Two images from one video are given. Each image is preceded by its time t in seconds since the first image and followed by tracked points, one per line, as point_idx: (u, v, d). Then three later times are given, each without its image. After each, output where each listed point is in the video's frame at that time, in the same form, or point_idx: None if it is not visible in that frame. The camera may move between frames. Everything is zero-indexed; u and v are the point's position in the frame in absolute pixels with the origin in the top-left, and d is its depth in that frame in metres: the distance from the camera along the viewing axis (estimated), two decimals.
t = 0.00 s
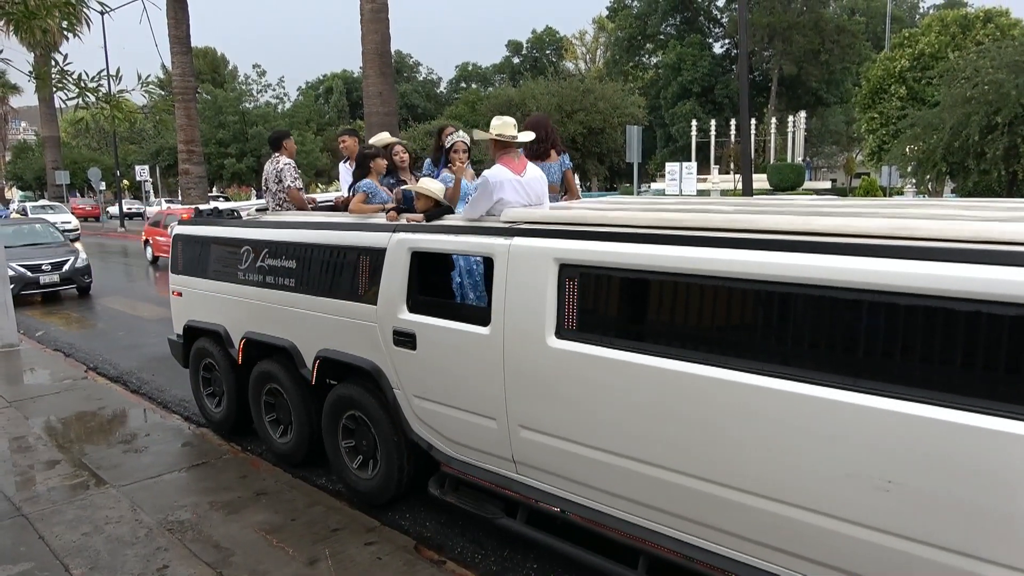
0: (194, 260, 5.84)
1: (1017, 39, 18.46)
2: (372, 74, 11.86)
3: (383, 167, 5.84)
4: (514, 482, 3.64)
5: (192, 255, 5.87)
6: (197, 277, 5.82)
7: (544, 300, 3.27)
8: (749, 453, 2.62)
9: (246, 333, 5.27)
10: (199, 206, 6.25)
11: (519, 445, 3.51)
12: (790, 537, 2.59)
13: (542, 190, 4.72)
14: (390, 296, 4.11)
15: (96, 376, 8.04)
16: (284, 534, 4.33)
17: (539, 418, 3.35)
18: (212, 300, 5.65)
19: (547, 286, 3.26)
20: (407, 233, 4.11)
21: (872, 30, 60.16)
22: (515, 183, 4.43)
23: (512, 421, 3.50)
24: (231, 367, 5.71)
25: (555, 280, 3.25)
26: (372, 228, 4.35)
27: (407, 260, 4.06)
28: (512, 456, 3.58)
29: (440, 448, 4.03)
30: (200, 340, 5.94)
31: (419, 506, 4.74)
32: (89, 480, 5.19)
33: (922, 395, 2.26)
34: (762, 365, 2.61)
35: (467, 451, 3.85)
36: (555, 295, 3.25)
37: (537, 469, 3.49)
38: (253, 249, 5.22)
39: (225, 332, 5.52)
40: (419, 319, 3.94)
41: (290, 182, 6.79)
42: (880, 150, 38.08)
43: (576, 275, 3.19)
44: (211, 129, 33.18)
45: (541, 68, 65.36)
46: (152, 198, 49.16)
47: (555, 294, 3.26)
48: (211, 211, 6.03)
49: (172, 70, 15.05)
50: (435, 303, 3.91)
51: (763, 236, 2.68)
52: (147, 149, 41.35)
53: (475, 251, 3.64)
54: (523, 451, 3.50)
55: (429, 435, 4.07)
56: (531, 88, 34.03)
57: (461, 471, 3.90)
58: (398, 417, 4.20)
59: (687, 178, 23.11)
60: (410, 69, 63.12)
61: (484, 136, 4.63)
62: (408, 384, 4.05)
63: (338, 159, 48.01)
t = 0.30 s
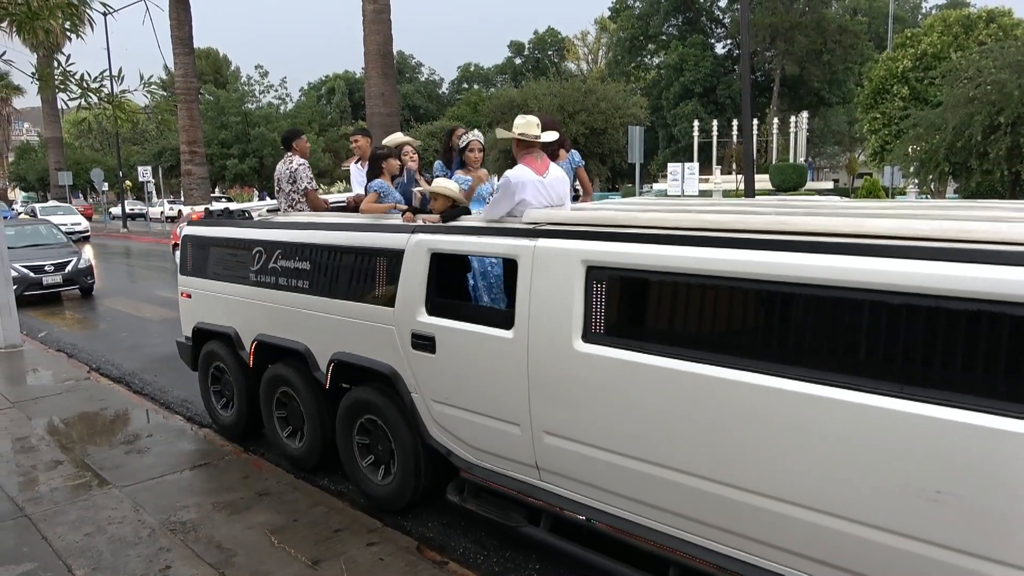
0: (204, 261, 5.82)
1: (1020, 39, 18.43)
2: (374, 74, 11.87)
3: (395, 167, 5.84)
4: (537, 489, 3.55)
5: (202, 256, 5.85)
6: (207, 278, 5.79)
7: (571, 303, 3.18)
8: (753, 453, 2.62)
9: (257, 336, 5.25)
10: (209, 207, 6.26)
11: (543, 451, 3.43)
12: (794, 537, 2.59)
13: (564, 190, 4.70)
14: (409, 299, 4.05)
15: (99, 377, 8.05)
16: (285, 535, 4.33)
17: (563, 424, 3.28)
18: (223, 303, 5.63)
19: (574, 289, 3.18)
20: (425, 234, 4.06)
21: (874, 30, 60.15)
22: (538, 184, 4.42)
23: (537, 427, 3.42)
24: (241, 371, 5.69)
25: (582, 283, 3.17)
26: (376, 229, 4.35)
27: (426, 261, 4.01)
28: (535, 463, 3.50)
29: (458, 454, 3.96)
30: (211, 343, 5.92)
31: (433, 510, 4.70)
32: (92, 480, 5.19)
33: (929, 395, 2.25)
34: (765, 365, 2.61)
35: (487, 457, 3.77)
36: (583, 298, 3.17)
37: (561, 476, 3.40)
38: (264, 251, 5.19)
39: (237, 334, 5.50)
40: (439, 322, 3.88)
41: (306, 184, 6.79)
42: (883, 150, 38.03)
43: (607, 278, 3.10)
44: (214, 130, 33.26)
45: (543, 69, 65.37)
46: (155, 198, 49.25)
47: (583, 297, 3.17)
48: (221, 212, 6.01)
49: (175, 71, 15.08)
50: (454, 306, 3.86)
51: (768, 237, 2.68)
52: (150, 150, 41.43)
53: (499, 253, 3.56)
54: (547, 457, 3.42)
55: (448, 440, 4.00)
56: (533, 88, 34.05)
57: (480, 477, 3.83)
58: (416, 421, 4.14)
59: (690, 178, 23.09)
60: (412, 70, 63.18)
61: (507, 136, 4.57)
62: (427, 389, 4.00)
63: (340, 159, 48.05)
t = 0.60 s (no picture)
0: (217, 263, 5.76)
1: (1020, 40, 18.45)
2: (375, 76, 11.88)
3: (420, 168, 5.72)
4: (567, 498, 3.47)
5: (214, 257, 5.78)
6: (219, 280, 5.74)
7: (606, 306, 3.11)
8: (759, 454, 2.66)
9: (270, 339, 5.17)
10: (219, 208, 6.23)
11: (573, 460, 3.35)
12: (798, 536, 2.63)
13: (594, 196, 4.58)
14: (431, 302, 3.96)
15: (100, 379, 8.06)
16: (286, 537, 4.34)
17: (597, 433, 3.20)
18: (234, 305, 5.57)
19: (609, 293, 3.10)
20: (448, 235, 3.97)
21: (875, 31, 60.22)
22: (569, 184, 4.29)
23: (567, 435, 3.34)
24: (254, 377, 5.62)
25: (616, 287, 3.10)
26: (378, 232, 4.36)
27: (449, 263, 3.91)
28: (565, 472, 3.41)
29: (481, 461, 3.88)
30: (222, 347, 5.85)
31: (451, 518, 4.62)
32: (93, 482, 5.20)
33: (935, 395, 2.30)
34: (768, 363, 2.67)
35: (513, 465, 3.69)
36: (617, 301, 3.10)
37: (593, 486, 3.31)
38: (278, 253, 5.13)
39: (250, 338, 5.44)
40: (463, 326, 3.80)
41: (320, 186, 6.75)
42: (883, 151, 38.03)
43: (644, 282, 3.03)
44: (215, 132, 33.32)
45: (543, 70, 65.41)
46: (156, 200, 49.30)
47: (618, 301, 3.10)
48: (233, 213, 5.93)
49: (177, 73, 15.12)
50: (477, 309, 3.78)
51: (765, 239, 2.74)
52: (151, 152, 41.51)
53: (528, 255, 3.48)
54: (578, 466, 3.34)
55: (470, 447, 3.92)
56: (534, 90, 34.06)
57: (505, 485, 3.75)
58: (438, 427, 4.05)
59: (690, 179, 23.10)
60: (413, 71, 63.25)
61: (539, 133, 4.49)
62: (449, 395, 3.92)
63: (341, 161, 48.08)
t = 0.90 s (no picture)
0: (217, 264, 5.62)
1: (1008, 43, 18.61)
2: (366, 77, 11.87)
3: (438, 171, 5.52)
4: (590, 511, 3.34)
5: (215, 258, 5.65)
6: (219, 283, 5.60)
7: (635, 312, 3.00)
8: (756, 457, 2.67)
9: (273, 345, 5.04)
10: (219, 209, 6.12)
11: (598, 472, 3.23)
12: (792, 536, 2.64)
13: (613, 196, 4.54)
14: (446, 307, 3.84)
15: (89, 381, 8.00)
16: (275, 540, 4.32)
17: (622, 443, 3.09)
18: (235, 310, 5.44)
19: (636, 296, 3.00)
20: (464, 238, 3.85)
21: (864, 34, 60.64)
22: (592, 186, 4.22)
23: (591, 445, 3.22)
24: (256, 384, 5.48)
25: (645, 293, 2.99)
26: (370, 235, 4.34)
27: (465, 266, 3.79)
28: (589, 483, 3.29)
29: (497, 471, 3.76)
30: (222, 352, 5.70)
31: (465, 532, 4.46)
32: (81, 485, 5.16)
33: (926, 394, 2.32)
34: (756, 362, 2.70)
35: (533, 476, 3.56)
36: (645, 307, 2.99)
37: (620, 498, 3.19)
38: (282, 255, 4.99)
39: (252, 344, 5.29)
40: (479, 332, 3.68)
41: (324, 188, 6.68)
42: (873, 153, 38.24)
43: (674, 287, 2.93)
44: (206, 132, 33.17)
45: (535, 71, 65.43)
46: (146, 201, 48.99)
47: (646, 305, 2.99)
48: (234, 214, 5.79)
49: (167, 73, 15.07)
50: (495, 315, 3.66)
51: (749, 238, 2.78)
52: (141, 153, 41.30)
53: (549, 259, 3.38)
54: (604, 478, 3.21)
55: (486, 457, 3.78)
56: (526, 91, 34.06)
57: (523, 497, 3.62)
58: (453, 437, 3.92)
59: (681, 181, 23.16)
60: (405, 72, 63.18)
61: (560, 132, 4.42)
62: (464, 402, 3.79)
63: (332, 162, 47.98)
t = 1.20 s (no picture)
0: (210, 269, 5.56)
1: (984, 47, 18.88)
2: (349, 79, 11.83)
3: (440, 173, 5.52)
4: (606, 523, 3.30)
5: (206, 263, 5.58)
6: (212, 289, 5.54)
7: (657, 320, 2.95)
8: (755, 463, 2.72)
9: (270, 354, 4.98)
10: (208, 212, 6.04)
11: (616, 484, 3.19)
12: (784, 538, 2.69)
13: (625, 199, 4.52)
14: (455, 315, 3.79)
15: (67, 386, 7.91)
16: (257, 544, 4.30)
17: (640, 453, 3.06)
18: (229, 317, 5.38)
19: (658, 304, 2.96)
20: (471, 244, 3.82)
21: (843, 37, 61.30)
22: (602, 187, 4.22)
23: (610, 457, 3.18)
24: (252, 394, 5.40)
25: (667, 300, 2.95)
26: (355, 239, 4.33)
27: (473, 272, 3.76)
28: (607, 496, 3.24)
29: (509, 482, 3.70)
30: (216, 360, 5.60)
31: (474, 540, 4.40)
32: (60, 491, 5.10)
33: (935, 399, 2.34)
34: (753, 366, 2.75)
35: (547, 488, 3.51)
36: (667, 315, 2.95)
37: (640, 512, 3.14)
38: (278, 260, 4.94)
39: (247, 353, 5.24)
40: (489, 339, 3.64)
41: (320, 191, 6.63)
42: (852, 156, 38.65)
43: (699, 295, 2.90)
44: (187, 134, 32.90)
45: (519, 74, 65.53)
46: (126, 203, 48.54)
47: (668, 312, 2.95)
48: (226, 218, 5.72)
49: (148, 75, 14.95)
50: (505, 323, 3.63)
51: (744, 243, 2.82)
52: (120, 155, 40.89)
53: (562, 265, 3.34)
54: (624, 490, 3.17)
55: (498, 468, 3.72)
56: (509, 93, 34.08)
57: (536, 508, 3.57)
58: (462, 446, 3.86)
59: (663, 183, 23.30)
60: (388, 74, 63.03)
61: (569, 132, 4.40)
62: (474, 412, 3.74)
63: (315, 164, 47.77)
